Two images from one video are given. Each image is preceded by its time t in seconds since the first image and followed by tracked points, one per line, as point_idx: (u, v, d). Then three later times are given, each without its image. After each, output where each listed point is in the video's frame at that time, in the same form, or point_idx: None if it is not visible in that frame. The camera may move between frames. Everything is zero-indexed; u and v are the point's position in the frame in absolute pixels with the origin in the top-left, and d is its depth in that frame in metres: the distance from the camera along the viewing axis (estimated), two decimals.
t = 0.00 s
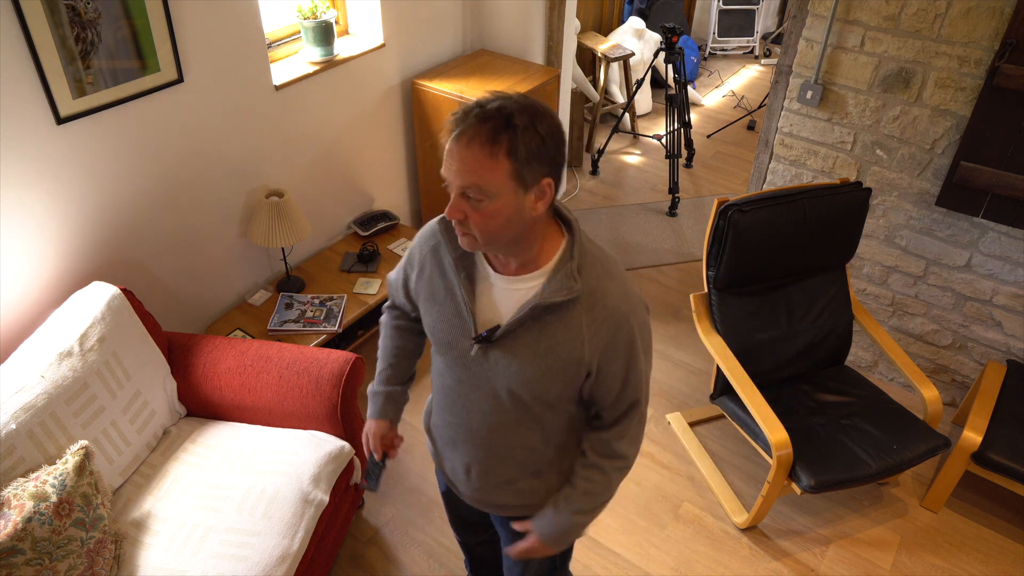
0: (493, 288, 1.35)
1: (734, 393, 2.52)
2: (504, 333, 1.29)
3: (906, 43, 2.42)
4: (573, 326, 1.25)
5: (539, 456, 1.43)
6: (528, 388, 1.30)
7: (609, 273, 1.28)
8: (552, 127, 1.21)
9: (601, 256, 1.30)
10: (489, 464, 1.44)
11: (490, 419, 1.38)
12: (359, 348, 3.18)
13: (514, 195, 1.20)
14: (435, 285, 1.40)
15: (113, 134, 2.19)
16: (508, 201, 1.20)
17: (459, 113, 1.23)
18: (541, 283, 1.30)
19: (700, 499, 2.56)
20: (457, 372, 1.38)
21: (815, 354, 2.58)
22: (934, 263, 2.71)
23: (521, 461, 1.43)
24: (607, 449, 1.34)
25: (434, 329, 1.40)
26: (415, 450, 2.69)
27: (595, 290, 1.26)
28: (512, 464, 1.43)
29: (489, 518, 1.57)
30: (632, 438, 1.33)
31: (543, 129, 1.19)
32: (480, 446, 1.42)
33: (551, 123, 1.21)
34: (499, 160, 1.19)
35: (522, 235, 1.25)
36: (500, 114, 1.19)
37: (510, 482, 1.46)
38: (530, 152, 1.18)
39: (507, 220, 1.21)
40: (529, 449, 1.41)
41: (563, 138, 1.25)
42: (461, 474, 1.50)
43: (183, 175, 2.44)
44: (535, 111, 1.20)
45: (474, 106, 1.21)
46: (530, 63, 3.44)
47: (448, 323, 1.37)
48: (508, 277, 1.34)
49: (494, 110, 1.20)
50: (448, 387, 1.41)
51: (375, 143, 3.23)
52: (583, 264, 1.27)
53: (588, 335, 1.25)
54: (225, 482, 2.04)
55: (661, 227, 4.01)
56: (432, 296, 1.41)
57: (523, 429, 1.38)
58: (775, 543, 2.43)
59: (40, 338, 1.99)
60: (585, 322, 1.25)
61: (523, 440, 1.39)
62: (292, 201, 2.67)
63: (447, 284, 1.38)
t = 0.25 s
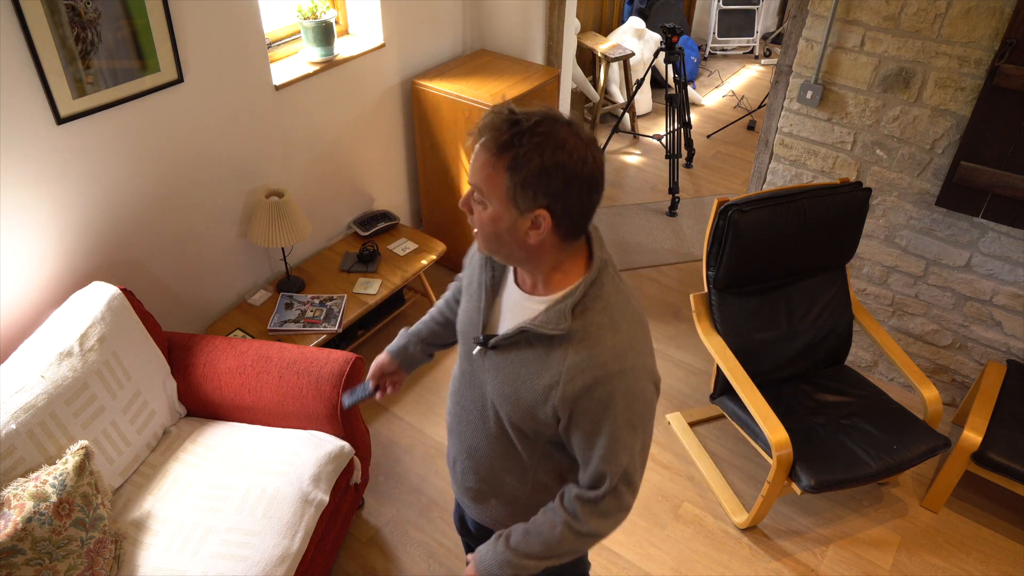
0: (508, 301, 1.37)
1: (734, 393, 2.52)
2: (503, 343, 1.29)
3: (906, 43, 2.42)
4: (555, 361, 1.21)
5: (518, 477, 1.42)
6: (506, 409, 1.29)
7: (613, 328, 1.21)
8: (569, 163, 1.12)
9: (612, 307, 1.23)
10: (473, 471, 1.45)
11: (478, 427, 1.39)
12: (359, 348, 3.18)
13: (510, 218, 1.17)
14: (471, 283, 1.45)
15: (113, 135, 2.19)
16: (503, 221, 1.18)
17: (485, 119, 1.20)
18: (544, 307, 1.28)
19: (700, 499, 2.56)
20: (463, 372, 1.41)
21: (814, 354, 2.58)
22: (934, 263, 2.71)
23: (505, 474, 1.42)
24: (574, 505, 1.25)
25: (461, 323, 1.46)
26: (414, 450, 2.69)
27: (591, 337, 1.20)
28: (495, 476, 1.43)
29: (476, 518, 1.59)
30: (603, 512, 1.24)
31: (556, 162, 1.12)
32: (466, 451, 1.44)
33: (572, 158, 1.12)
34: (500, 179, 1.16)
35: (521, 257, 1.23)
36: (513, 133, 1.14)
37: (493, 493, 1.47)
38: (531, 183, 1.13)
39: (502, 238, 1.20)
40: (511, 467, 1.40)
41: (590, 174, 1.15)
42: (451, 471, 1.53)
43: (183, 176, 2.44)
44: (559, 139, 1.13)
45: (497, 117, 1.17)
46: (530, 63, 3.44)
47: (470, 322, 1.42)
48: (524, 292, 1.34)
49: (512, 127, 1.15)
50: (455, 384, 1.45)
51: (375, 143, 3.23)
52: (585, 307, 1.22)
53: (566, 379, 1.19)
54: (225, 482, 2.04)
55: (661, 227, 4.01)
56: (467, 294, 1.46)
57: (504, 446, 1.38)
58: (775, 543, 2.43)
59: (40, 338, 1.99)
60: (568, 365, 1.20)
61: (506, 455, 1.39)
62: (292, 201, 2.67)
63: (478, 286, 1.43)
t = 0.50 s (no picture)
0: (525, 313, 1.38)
1: (734, 393, 2.52)
2: (509, 348, 1.31)
3: (906, 43, 2.42)
4: (545, 378, 1.21)
5: (513, 488, 1.41)
6: (499, 416, 1.30)
7: (606, 358, 1.17)
8: (581, 188, 1.08)
9: (612, 341, 1.19)
10: (476, 474, 1.47)
11: (481, 430, 1.41)
12: (359, 348, 3.18)
13: (519, 230, 1.17)
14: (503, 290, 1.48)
15: (113, 135, 2.19)
16: (514, 230, 1.18)
17: (514, 124, 1.17)
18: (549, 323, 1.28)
19: (700, 499, 2.56)
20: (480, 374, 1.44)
21: (814, 354, 2.58)
22: (934, 263, 2.71)
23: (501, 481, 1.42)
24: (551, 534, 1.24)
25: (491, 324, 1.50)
26: (414, 450, 2.69)
27: (580, 362, 1.18)
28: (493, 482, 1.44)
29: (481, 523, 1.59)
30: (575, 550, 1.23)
31: (567, 185, 1.08)
32: (471, 453, 1.46)
33: (585, 183, 1.08)
34: (514, 189, 1.15)
35: (531, 268, 1.22)
36: (531, 147, 1.12)
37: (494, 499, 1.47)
38: (539, 200, 1.11)
39: (512, 247, 1.20)
40: (507, 477, 1.40)
41: (605, 203, 1.10)
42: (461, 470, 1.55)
43: (183, 176, 2.44)
44: (576, 161, 1.09)
45: (524, 126, 1.15)
46: (530, 63, 3.43)
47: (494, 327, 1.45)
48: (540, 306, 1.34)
49: (534, 140, 1.12)
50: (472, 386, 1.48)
51: (375, 143, 3.23)
52: (584, 333, 1.21)
53: (550, 400, 1.18)
54: (225, 482, 2.04)
55: (660, 227, 4.01)
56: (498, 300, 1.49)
57: (500, 454, 1.38)
58: (775, 543, 2.43)
59: (40, 338, 1.99)
60: (556, 387, 1.18)
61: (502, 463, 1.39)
62: (292, 201, 2.67)
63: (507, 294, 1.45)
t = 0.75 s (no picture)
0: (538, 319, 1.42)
1: (734, 393, 2.52)
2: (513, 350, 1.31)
3: (906, 43, 2.42)
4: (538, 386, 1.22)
5: (506, 487, 1.43)
6: (495, 415, 1.32)
7: (598, 377, 1.17)
8: (585, 198, 1.08)
9: (608, 359, 1.18)
10: (474, 469, 1.50)
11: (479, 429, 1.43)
12: (359, 348, 3.18)
13: (528, 233, 1.19)
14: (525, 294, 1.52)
15: (113, 135, 2.19)
16: (525, 233, 1.20)
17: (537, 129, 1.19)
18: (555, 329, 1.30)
19: (700, 499, 2.56)
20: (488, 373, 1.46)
21: (815, 353, 2.58)
22: (934, 263, 2.71)
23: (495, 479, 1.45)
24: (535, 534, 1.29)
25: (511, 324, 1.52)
26: (414, 450, 2.69)
27: (573, 376, 1.18)
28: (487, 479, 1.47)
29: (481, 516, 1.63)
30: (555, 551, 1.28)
31: (571, 194, 1.09)
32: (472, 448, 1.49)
33: (590, 194, 1.08)
34: (527, 194, 1.17)
35: (540, 273, 1.24)
36: (544, 151, 1.13)
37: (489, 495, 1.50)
38: (545, 207, 1.12)
39: (522, 249, 1.22)
40: (501, 476, 1.42)
41: (609, 217, 1.09)
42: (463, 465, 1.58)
43: (183, 176, 2.44)
44: (584, 171, 1.09)
45: (544, 131, 1.16)
46: (530, 63, 3.43)
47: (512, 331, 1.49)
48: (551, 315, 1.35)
49: (549, 146, 1.13)
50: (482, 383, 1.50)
51: (375, 143, 3.23)
52: (583, 347, 1.20)
53: (539, 407, 1.20)
54: (225, 482, 2.04)
55: (660, 227, 4.01)
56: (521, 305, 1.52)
57: (494, 452, 1.40)
58: (775, 542, 2.43)
59: (40, 338, 1.99)
60: (546, 395, 1.19)
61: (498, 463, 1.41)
62: (292, 201, 2.67)
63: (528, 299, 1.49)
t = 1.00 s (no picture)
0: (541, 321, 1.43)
1: (734, 393, 2.52)
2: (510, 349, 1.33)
3: (906, 43, 2.42)
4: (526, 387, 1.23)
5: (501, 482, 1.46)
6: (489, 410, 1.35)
7: (585, 385, 1.18)
8: (574, 199, 1.09)
9: (596, 368, 1.19)
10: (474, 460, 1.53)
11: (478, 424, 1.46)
12: (359, 348, 3.18)
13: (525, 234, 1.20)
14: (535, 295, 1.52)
15: (113, 135, 2.19)
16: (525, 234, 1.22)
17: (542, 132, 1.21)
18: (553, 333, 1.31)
19: (700, 499, 2.56)
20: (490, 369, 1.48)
21: (815, 353, 2.58)
22: (934, 263, 2.71)
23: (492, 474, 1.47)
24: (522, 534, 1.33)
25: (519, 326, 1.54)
26: (414, 450, 2.69)
27: (561, 381, 1.19)
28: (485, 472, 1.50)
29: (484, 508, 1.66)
30: (540, 552, 1.32)
31: (561, 195, 1.10)
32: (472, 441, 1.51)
33: (580, 195, 1.09)
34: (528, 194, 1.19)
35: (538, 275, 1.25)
36: (541, 153, 1.15)
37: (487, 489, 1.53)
38: (538, 206, 1.14)
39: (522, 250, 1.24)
40: (498, 470, 1.45)
41: (598, 219, 1.09)
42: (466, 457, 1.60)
43: (183, 176, 2.44)
44: (576, 172, 1.10)
45: (547, 134, 1.18)
46: (530, 63, 3.43)
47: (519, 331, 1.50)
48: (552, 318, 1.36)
49: (548, 147, 1.15)
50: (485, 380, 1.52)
51: (375, 143, 3.23)
52: (574, 354, 1.21)
53: (525, 408, 1.21)
54: (225, 482, 2.04)
55: (661, 227, 4.01)
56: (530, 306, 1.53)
57: (491, 447, 1.42)
58: (775, 542, 2.43)
59: (40, 338, 1.99)
60: (534, 397, 1.20)
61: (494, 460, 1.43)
62: (292, 201, 2.67)
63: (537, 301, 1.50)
